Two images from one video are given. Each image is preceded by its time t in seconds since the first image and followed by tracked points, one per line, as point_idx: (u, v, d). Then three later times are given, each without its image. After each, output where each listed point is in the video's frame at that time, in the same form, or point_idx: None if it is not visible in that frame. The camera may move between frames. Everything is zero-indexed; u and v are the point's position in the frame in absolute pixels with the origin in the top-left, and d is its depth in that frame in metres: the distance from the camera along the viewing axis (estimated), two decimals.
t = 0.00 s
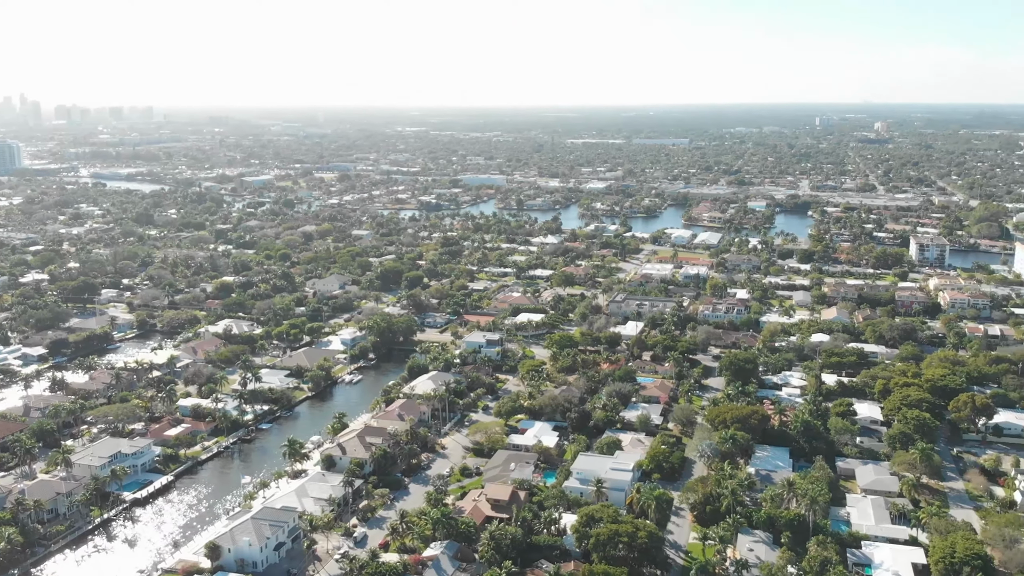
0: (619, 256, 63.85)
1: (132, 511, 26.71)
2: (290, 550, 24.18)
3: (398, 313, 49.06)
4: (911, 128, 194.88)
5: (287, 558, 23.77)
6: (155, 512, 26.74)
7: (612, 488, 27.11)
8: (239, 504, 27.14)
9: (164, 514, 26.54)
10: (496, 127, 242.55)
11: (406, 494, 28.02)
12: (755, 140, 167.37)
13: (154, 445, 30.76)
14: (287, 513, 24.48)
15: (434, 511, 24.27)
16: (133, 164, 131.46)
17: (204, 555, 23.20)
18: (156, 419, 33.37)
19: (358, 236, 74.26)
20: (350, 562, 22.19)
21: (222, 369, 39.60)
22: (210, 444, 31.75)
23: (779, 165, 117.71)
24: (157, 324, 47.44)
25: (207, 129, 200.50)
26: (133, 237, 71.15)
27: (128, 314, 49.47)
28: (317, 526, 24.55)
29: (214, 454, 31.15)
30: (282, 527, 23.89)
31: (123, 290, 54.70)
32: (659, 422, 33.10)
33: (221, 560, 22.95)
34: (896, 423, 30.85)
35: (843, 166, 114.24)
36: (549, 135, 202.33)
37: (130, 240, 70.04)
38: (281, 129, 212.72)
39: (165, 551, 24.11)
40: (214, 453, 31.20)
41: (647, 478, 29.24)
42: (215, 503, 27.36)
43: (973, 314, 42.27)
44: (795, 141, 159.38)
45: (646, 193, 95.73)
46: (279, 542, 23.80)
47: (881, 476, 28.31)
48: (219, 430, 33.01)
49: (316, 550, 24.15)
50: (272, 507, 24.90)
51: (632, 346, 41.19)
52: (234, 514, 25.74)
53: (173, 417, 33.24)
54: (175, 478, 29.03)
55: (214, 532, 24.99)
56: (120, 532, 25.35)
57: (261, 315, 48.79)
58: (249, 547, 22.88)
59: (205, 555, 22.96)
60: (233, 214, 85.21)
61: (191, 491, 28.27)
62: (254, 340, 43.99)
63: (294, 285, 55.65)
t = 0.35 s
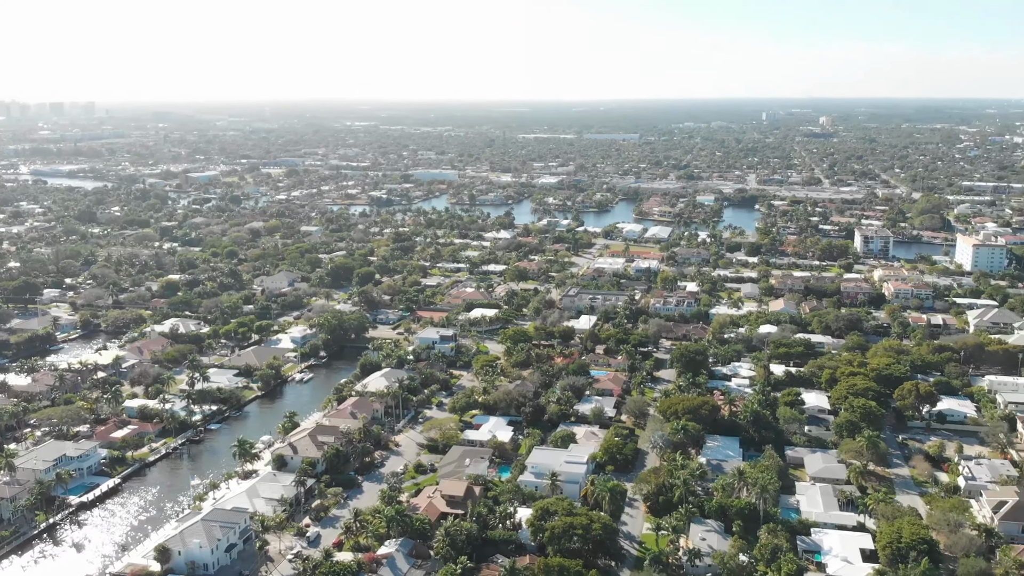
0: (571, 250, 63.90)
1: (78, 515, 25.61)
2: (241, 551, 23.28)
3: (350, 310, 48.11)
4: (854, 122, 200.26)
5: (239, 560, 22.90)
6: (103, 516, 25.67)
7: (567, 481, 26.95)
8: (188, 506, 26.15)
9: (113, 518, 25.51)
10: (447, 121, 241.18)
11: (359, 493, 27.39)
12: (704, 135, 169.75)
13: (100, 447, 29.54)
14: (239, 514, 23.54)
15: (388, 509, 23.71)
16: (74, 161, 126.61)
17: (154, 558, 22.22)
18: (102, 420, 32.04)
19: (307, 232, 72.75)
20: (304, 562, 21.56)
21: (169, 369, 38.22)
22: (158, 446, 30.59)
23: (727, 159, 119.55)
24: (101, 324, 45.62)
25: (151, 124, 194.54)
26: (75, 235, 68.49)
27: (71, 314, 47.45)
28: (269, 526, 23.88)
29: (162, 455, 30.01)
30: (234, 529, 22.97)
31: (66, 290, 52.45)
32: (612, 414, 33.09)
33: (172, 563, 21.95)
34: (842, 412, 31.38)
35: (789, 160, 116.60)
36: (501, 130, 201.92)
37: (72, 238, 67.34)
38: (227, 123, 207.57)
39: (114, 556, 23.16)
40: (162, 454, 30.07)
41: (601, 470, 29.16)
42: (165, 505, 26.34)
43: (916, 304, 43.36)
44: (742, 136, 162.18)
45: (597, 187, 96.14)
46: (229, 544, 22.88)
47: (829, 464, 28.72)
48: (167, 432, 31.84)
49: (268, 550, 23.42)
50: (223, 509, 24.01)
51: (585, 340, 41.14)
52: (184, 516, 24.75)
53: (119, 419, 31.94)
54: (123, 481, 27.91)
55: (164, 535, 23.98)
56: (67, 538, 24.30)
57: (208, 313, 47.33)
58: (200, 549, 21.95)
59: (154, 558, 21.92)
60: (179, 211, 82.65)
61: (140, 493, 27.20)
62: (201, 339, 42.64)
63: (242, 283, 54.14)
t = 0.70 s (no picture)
0: (523, 245, 63.79)
1: (20, 521, 24.50)
2: (191, 554, 22.51)
3: (299, 308, 47.07)
4: (799, 117, 204.40)
5: (189, 563, 22.15)
6: (47, 521, 24.60)
7: (520, 475, 26.79)
8: (135, 509, 25.18)
9: (57, 523, 24.44)
10: (396, 116, 238.69)
11: (311, 492, 26.74)
12: (653, 130, 171.45)
13: (42, 451, 28.25)
14: (188, 516, 22.74)
15: (341, 507, 23.11)
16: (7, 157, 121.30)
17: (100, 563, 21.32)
18: (44, 423, 30.65)
19: (254, 229, 70.99)
20: (255, 563, 20.96)
21: (113, 370, 36.78)
22: (103, 448, 29.42)
23: (675, 154, 121.00)
24: (41, 325, 43.68)
25: (89, 119, 187.69)
26: (11, 234, 65.56)
27: (7, 315, 45.33)
28: (220, 528, 23.26)
29: (108, 458, 28.87)
30: (183, 531, 22.15)
31: (2, 290, 50.07)
32: (565, 408, 33.05)
33: (119, 567, 21.04)
34: (790, 401, 31.91)
35: (735, 154, 118.55)
36: (451, 124, 200.77)
37: (7, 237, 64.39)
38: (170, 118, 201.60)
39: (59, 562, 22.13)
40: (108, 457, 28.93)
41: (554, 463, 29.08)
42: (112, 509, 25.33)
43: (859, 295, 44.39)
44: (690, 131, 164.40)
45: (548, 182, 96.23)
46: (179, 546, 22.08)
47: (777, 452, 29.17)
48: (112, 434, 30.64)
49: (218, 552, 22.66)
50: (172, 511, 23.14)
51: (538, 334, 41.04)
52: (131, 519, 23.79)
53: (61, 422, 30.61)
54: (68, 485, 26.78)
55: (111, 539, 23.01)
56: (9, 544, 23.19)
57: (152, 312, 45.76)
58: (148, 553, 21.10)
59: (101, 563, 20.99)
60: (121, 208, 79.85)
61: (85, 497, 26.13)
62: (146, 339, 41.22)
63: (187, 281, 52.50)
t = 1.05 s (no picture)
0: (473, 240, 63.43)
1: None
2: (138, 558, 21.86)
3: (244, 306, 45.82)
4: (744, 112, 208.21)
5: (135, 568, 21.47)
6: None
7: (473, 470, 26.56)
8: (79, 515, 24.17)
9: None
10: (343, 110, 235.34)
11: (260, 493, 26.03)
12: (601, 124, 172.64)
13: None
14: (133, 520, 22.00)
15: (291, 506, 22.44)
16: None
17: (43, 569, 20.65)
18: None
19: (197, 226, 68.98)
20: (203, 566, 20.30)
21: (53, 372, 35.27)
22: (44, 453, 28.18)
23: (623, 148, 121.99)
24: None
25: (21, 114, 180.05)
26: None
27: None
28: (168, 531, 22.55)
29: (49, 462, 27.68)
30: (128, 535, 21.50)
31: None
32: (517, 402, 32.91)
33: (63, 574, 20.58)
34: (738, 391, 32.37)
35: (681, 149, 120.12)
36: (400, 119, 198.77)
37: None
38: (108, 113, 194.89)
39: None
40: (49, 461, 27.72)
41: (507, 458, 28.93)
42: (54, 515, 24.28)
43: (804, 286, 45.33)
44: (638, 126, 166.04)
45: (497, 177, 95.95)
46: (125, 551, 21.46)
47: (725, 442, 29.58)
48: (53, 438, 29.37)
49: (165, 556, 21.88)
50: (116, 515, 22.30)
51: (490, 330, 40.81)
52: (74, 525, 22.85)
53: None
54: (8, 491, 25.59)
55: (54, 545, 22.03)
56: None
57: (93, 313, 44.05)
58: (94, 558, 20.56)
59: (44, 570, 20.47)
60: (58, 206, 76.73)
61: (26, 504, 24.99)
62: (87, 340, 39.65)
63: (129, 280, 50.68)
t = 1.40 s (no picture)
0: (423, 236, 62.88)
1: None
2: (82, 564, 21.00)
3: (188, 305, 44.48)
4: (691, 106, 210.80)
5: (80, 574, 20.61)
6: None
7: (425, 467, 26.28)
8: (19, 521, 23.15)
9: None
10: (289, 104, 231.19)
11: (208, 495, 25.32)
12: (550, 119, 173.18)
13: None
14: (78, 524, 21.16)
15: (240, 508, 21.87)
16: None
17: None
18: None
19: (139, 224, 66.75)
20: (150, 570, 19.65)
21: None
22: None
23: (571, 143, 122.53)
24: None
25: None
26: None
27: None
28: (113, 535, 21.73)
29: None
30: (73, 540, 20.66)
31: None
32: (469, 398, 32.70)
33: None
34: (686, 382, 32.75)
35: (629, 144, 121.17)
36: (346, 113, 196.00)
37: None
38: (42, 110, 187.42)
39: None
40: None
41: (460, 454, 28.73)
42: None
43: (749, 279, 46.15)
44: (586, 121, 167.16)
45: (447, 172, 95.35)
46: (70, 556, 20.58)
47: (675, 432, 29.91)
48: None
49: (110, 561, 21.09)
50: (59, 520, 21.42)
51: (441, 325, 40.48)
52: (15, 531, 21.87)
53: None
54: None
55: None
56: None
57: (30, 314, 42.26)
58: (37, 564, 19.60)
59: None
60: None
61: None
62: (25, 342, 38.04)
63: (68, 279, 48.76)
